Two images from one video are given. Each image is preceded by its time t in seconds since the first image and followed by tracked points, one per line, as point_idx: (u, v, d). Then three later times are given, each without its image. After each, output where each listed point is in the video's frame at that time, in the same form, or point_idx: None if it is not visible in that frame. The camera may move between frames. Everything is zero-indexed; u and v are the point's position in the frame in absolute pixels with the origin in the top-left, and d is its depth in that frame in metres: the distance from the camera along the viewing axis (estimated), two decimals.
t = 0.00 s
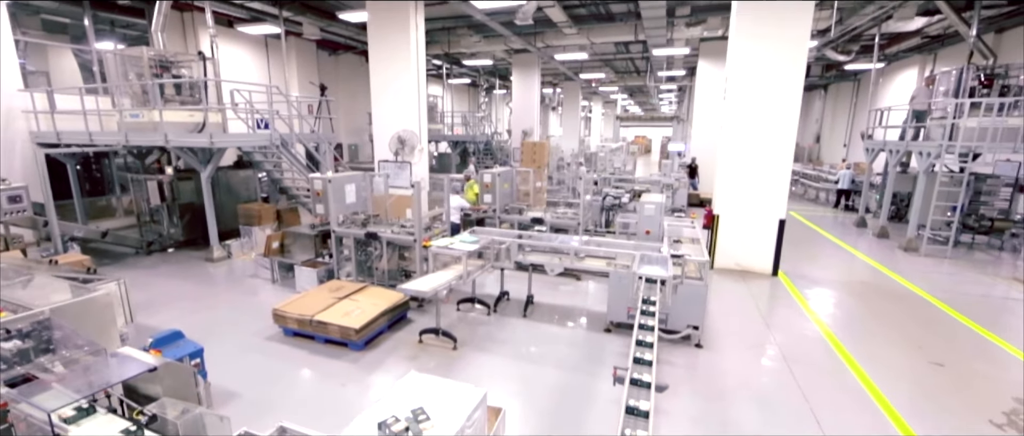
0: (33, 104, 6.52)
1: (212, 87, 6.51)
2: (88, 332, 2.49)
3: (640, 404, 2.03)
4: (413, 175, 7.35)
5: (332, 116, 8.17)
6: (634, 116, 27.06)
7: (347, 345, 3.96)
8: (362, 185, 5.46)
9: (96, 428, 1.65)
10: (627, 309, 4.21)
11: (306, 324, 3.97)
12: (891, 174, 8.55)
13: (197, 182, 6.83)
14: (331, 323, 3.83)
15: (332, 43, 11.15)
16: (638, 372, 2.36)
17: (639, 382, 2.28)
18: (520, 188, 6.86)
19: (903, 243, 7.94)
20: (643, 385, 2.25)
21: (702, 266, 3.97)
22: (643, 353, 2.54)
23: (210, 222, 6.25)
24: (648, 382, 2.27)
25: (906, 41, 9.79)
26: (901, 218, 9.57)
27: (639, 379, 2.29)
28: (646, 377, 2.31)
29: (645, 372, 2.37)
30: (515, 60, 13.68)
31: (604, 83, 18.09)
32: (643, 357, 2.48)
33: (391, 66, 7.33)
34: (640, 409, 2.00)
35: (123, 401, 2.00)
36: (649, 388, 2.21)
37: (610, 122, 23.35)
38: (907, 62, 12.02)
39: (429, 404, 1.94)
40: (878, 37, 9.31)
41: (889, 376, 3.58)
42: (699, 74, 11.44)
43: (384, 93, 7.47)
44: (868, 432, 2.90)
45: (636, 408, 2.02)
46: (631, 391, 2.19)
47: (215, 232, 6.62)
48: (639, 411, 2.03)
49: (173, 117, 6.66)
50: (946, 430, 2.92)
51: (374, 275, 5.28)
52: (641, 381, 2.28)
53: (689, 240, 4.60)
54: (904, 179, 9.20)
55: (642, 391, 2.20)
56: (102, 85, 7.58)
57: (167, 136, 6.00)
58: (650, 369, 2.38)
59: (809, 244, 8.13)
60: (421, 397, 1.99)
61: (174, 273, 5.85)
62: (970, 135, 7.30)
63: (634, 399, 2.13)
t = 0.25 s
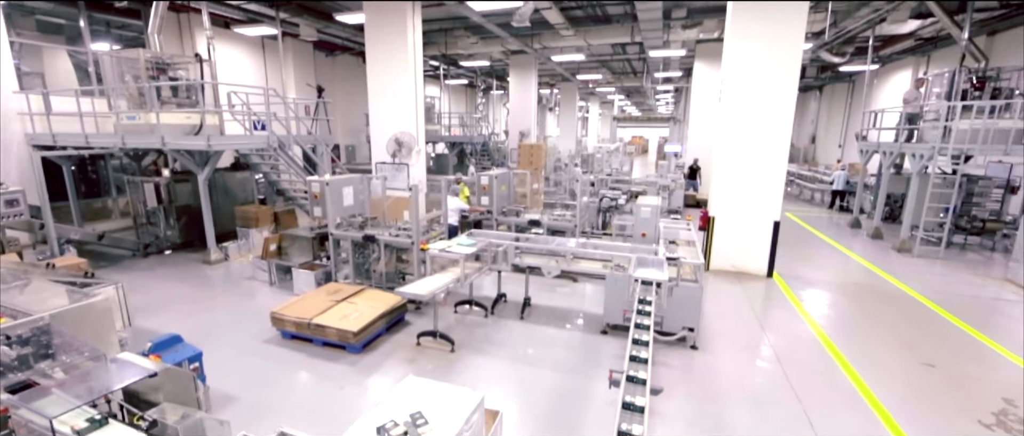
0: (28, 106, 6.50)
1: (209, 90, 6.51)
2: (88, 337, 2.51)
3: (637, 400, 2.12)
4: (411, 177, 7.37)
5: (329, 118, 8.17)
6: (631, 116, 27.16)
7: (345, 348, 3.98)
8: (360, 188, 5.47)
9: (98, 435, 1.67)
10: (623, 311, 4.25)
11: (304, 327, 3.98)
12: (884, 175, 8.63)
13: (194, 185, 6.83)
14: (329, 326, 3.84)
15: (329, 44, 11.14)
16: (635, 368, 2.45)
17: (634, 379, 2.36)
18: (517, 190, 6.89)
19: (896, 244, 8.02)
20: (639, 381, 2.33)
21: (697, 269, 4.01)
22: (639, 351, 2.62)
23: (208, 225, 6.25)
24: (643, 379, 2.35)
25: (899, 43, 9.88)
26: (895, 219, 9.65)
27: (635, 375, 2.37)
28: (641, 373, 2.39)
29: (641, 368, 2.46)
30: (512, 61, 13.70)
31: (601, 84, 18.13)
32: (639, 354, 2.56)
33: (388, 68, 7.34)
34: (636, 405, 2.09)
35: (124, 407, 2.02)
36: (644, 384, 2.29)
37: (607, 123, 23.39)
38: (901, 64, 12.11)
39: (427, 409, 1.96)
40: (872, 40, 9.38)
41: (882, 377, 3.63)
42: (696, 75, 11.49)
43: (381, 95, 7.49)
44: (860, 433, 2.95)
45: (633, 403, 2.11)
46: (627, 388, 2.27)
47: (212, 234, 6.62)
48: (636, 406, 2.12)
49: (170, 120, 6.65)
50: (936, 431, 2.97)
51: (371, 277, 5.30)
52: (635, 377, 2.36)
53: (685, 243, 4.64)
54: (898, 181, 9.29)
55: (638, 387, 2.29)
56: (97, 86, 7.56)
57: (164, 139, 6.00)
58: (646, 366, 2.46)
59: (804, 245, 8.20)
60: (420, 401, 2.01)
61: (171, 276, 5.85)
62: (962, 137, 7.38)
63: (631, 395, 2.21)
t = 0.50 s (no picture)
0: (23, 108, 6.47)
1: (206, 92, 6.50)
2: (86, 342, 2.51)
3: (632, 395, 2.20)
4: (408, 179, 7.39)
5: (326, 119, 8.18)
6: (628, 117, 27.23)
7: (343, 350, 4.00)
8: (357, 190, 5.49)
9: None
10: (619, 313, 4.28)
11: (301, 330, 4.00)
12: (878, 176, 8.72)
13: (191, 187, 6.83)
14: (327, 329, 3.86)
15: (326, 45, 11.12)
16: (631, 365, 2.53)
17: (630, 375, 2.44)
18: (514, 191, 6.92)
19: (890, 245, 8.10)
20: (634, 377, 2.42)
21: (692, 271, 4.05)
22: (634, 349, 2.70)
23: (205, 227, 6.26)
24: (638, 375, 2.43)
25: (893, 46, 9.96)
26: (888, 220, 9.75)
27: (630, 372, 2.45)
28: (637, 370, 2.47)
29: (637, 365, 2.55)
30: (509, 62, 13.72)
31: (598, 85, 18.18)
32: (634, 352, 2.64)
33: (385, 71, 7.36)
34: (632, 400, 2.17)
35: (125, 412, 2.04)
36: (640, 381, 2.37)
37: (604, 124, 23.44)
38: (895, 66, 12.21)
39: (426, 412, 1.99)
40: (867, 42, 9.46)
41: (874, 377, 3.68)
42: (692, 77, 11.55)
43: (378, 97, 7.51)
44: (852, 432, 2.99)
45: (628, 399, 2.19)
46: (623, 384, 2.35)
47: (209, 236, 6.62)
48: (631, 401, 2.20)
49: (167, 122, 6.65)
50: (926, 430, 3.02)
51: (369, 280, 5.32)
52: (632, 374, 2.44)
53: (681, 244, 4.68)
54: (892, 182, 9.38)
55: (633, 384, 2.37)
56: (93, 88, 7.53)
57: (161, 141, 5.99)
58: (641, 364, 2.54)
59: (799, 246, 8.27)
60: (418, 405, 2.04)
61: (168, 278, 5.84)
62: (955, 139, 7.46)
63: (627, 391, 2.29)
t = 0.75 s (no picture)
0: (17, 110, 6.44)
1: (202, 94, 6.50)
2: (84, 346, 2.52)
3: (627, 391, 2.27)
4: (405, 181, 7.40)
5: (323, 121, 8.18)
6: (624, 117, 27.29)
7: (341, 353, 4.01)
8: (355, 193, 5.51)
9: None
10: (616, 314, 4.32)
11: (299, 333, 4.01)
12: (871, 177, 8.79)
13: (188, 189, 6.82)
14: (325, 331, 3.87)
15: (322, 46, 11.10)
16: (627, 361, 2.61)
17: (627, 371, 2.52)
18: (511, 193, 6.94)
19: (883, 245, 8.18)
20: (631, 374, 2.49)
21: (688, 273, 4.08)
22: (631, 347, 2.77)
23: (202, 229, 6.25)
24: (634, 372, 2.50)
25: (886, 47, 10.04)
26: (882, 220, 9.84)
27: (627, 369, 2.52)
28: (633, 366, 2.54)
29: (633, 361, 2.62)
30: (506, 63, 13.74)
31: (595, 86, 18.21)
32: (631, 349, 2.71)
33: (382, 72, 7.37)
34: (628, 395, 2.25)
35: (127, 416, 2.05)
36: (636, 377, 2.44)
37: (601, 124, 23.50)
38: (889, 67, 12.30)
39: (425, 415, 2.01)
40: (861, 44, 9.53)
41: (867, 378, 3.72)
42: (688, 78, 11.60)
43: (375, 99, 7.52)
44: (844, 433, 3.04)
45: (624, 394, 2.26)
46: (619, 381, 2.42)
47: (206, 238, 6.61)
48: (627, 396, 2.27)
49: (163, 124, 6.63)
50: (917, 430, 3.06)
51: (366, 282, 5.33)
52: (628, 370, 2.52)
53: (677, 246, 4.72)
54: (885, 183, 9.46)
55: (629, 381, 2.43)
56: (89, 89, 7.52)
57: (158, 143, 5.98)
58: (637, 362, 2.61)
59: (794, 247, 8.33)
60: (416, 408, 2.06)
61: (165, 281, 5.84)
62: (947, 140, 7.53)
63: (623, 386, 2.37)
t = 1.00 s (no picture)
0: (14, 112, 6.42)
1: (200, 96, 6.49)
2: (84, 350, 2.53)
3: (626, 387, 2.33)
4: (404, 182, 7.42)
5: (321, 123, 8.19)
6: (622, 118, 27.34)
7: (340, 355, 4.02)
8: (353, 195, 5.52)
9: None
10: (613, 316, 4.34)
11: (298, 335, 4.02)
12: (867, 178, 8.85)
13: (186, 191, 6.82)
14: (324, 334, 3.88)
15: (320, 47, 11.08)
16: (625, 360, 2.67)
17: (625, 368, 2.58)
18: (509, 195, 6.97)
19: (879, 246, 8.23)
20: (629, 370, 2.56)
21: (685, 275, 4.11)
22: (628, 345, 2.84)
23: (200, 231, 6.25)
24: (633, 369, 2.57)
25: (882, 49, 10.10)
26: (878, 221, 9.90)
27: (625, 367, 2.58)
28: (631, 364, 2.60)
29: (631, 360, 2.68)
30: (504, 64, 13.74)
31: (593, 87, 18.22)
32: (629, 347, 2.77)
33: (380, 74, 7.38)
34: (626, 391, 2.30)
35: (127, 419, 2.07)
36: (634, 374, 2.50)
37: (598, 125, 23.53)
38: (885, 68, 12.38)
39: (425, 417, 2.03)
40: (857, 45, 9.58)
41: (861, 378, 3.76)
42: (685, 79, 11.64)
43: (373, 101, 7.53)
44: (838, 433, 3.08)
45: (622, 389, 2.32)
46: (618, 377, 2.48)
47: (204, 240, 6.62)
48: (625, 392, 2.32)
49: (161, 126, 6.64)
50: (910, 431, 3.10)
51: (365, 284, 5.35)
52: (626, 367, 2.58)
53: (674, 248, 4.74)
54: (881, 183, 9.52)
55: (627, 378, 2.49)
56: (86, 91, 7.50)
57: (155, 145, 5.98)
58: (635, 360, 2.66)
59: (790, 248, 8.38)
60: (415, 411, 2.08)
61: (163, 283, 5.84)
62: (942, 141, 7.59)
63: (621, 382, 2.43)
